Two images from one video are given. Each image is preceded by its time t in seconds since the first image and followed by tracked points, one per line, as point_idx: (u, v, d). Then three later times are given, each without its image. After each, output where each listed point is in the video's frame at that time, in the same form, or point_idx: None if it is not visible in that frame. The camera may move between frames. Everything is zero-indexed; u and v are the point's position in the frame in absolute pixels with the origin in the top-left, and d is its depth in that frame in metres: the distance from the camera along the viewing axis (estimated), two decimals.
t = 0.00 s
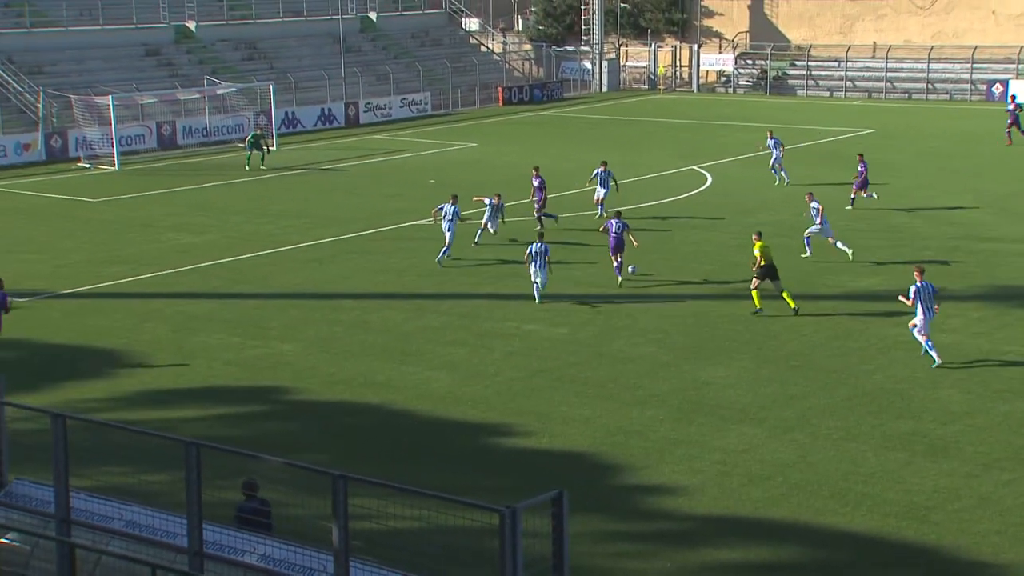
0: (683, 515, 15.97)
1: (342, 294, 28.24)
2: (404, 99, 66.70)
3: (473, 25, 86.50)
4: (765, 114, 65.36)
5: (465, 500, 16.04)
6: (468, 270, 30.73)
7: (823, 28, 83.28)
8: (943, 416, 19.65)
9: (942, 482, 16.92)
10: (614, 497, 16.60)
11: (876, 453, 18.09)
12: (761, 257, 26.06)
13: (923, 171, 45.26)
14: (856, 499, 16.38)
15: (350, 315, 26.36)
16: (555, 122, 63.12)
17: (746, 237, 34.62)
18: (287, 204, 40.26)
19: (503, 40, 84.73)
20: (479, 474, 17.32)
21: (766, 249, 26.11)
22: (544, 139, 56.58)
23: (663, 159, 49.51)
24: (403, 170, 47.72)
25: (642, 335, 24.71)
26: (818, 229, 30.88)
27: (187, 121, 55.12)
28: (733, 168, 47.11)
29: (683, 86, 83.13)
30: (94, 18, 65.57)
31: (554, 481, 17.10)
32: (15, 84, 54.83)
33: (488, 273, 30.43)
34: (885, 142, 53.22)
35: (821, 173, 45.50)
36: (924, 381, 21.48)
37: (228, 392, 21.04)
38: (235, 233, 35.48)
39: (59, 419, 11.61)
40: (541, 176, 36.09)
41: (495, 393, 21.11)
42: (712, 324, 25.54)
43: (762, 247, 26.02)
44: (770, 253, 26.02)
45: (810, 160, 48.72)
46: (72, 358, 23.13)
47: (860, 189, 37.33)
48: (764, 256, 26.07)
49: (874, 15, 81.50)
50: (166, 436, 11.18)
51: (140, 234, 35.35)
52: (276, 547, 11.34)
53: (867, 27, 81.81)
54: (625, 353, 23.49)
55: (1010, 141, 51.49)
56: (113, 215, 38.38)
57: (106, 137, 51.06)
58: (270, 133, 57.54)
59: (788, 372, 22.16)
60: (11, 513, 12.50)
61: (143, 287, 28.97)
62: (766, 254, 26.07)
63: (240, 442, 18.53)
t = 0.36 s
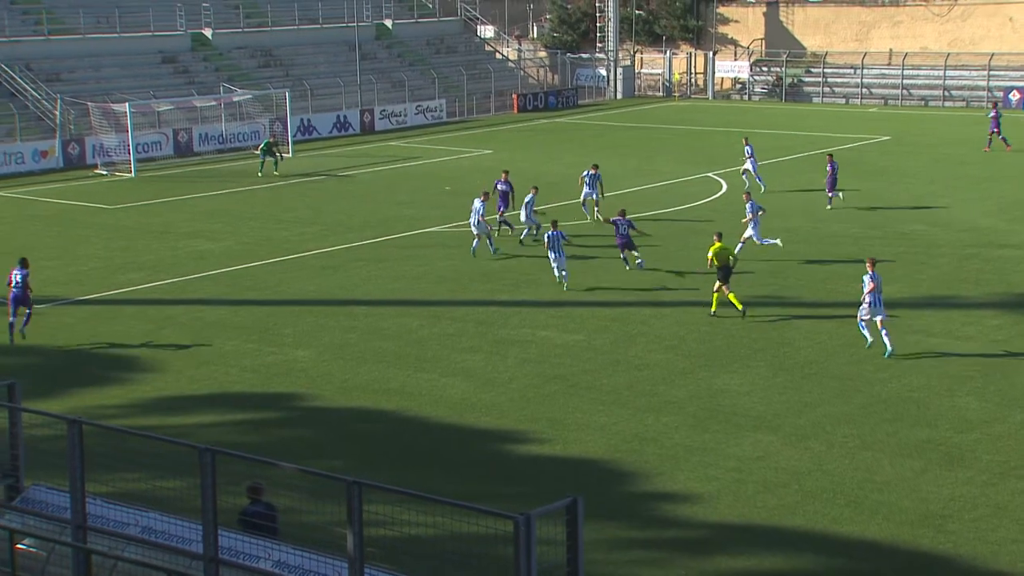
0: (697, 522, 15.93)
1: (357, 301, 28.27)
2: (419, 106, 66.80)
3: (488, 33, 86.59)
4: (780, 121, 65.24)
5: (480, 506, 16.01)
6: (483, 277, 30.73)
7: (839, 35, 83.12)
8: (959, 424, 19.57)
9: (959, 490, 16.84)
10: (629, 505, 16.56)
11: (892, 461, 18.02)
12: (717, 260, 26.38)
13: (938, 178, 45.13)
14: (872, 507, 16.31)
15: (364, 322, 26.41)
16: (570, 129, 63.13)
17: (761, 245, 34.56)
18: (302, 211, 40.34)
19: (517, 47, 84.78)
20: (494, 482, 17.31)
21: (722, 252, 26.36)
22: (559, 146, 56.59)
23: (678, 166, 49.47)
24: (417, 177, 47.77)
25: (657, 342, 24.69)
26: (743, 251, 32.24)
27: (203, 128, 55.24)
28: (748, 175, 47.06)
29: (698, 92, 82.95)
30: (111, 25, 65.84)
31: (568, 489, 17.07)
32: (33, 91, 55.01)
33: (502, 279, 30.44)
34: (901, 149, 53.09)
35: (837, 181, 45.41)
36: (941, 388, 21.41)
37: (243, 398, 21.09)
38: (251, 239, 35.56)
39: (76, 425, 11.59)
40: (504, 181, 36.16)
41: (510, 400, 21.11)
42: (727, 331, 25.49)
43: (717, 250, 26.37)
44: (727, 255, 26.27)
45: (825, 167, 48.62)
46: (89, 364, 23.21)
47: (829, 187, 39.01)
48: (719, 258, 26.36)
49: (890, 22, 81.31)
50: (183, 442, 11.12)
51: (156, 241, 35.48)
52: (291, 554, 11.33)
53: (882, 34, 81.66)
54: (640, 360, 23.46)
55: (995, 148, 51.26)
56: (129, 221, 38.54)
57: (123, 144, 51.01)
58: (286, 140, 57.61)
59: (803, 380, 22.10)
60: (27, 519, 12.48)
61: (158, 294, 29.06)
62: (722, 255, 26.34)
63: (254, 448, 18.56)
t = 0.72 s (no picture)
0: (718, 528, 15.87)
1: (378, 305, 28.34)
2: (439, 111, 66.92)
3: (508, 38, 86.76)
4: (801, 126, 65.08)
5: (500, 511, 16.02)
6: (503, 281, 30.76)
7: (860, 39, 82.81)
8: (981, 430, 19.46)
9: (981, 497, 16.74)
10: (650, 509, 16.53)
11: (914, 467, 17.93)
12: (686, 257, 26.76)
13: (960, 183, 44.93)
14: (895, 513, 16.22)
15: (384, 326, 26.47)
16: (590, 134, 63.11)
17: (782, 250, 34.46)
18: (323, 215, 40.48)
19: (538, 52, 84.87)
20: (514, 486, 17.31)
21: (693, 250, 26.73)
22: (579, 151, 56.58)
23: (698, 171, 49.39)
24: (438, 182, 47.84)
25: (677, 347, 24.64)
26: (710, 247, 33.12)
27: (224, 133, 55.48)
28: (769, 180, 46.94)
29: (718, 97, 82.79)
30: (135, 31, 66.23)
31: (588, 494, 17.04)
32: (57, 97, 55.35)
33: (522, 284, 30.45)
34: (922, 154, 52.88)
35: (859, 185, 45.24)
36: (963, 394, 21.29)
37: (264, 402, 21.16)
38: (272, 244, 35.70)
39: (98, 428, 11.63)
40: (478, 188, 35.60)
41: (530, 405, 21.10)
42: (748, 337, 25.42)
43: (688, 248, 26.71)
44: (697, 254, 26.72)
45: (847, 172, 48.46)
46: (111, 368, 23.35)
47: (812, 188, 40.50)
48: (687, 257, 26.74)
49: (913, 27, 81.00)
50: (201, 445, 11.13)
51: (178, 245, 35.66)
52: (312, 558, 11.38)
53: (904, 39, 81.33)
54: (660, 365, 23.42)
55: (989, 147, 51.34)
56: (152, 225, 38.75)
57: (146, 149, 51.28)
58: (307, 145, 57.82)
59: (824, 385, 22.01)
60: (50, 522, 12.54)
61: (180, 297, 29.20)
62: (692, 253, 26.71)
63: (275, 452, 18.64)
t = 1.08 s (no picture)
0: (754, 537, 15.78)
1: (413, 311, 28.42)
2: (474, 117, 67.06)
3: (544, 44, 86.76)
4: (839, 132, 64.69)
5: (535, 518, 16.00)
6: (538, 288, 30.77)
7: (899, 45, 82.24)
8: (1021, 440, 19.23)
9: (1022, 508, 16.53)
10: (686, 518, 16.46)
11: (953, 477, 17.75)
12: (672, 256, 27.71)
13: (1001, 190, 44.49)
14: (933, 523, 16.08)
15: (420, 332, 26.53)
16: (626, 140, 63.01)
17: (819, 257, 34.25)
18: (358, 221, 40.63)
19: (573, 59, 84.88)
20: (547, 493, 17.29)
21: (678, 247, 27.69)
22: (614, 157, 56.50)
23: (735, 178, 49.20)
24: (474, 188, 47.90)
25: (713, 355, 24.54)
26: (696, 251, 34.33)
27: (262, 139, 55.84)
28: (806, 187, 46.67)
29: (755, 104, 82.42)
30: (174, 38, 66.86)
31: (623, 501, 17.00)
32: (97, 103, 55.91)
33: (557, 290, 30.44)
34: (962, 160, 52.44)
35: (896, 192, 44.92)
36: (1003, 404, 21.05)
37: (300, 407, 21.26)
38: (308, 250, 35.88)
39: (137, 432, 11.72)
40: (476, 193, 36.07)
41: (564, 412, 21.07)
42: (784, 344, 25.27)
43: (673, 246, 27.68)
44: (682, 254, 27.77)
45: (885, 179, 48.12)
46: (150, 372, 23.55)
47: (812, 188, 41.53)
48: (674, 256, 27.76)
49: (952, 33, 80.37)
50: (238, 450, 11.18)
51: (216, 250, 35.91)
52: (348, 563, 11.42)
53: (944, 45, 80.70)
54: (696, 372, 23.32)
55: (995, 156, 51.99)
56: (190, 231, 39.07)
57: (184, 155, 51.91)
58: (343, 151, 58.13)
59: (861, 394, 21.85)
60: (89, 525, 12.64)
61: (218, 303, 29.41)
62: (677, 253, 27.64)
63: (311, 457, 18.71)
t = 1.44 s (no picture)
0: (785, 543, 15.69)
1: (443, 315, 28.46)
2: (505, 121, 67.10)
3: (575, 48, 86.70)
4: (872, 137, 64.28)
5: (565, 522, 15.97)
6: (569, 292, 30.75)
7: (933, 49, 81.69)
8: None
9: None
10: (716, 523, 16.38)
11: (987, 485, 17.59)
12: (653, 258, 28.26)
13: None
14: (967, 531, 15.93)
15: (450, 336, 26.56)
16: (657, 145, 62.89)
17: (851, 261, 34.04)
18: (390, 225, 40.75)
19: (605, 63, 84.80)
20: (577, 498, 17.26)
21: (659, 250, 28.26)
22: (645, 161, 56.38)
23: (766, 182, 48.99)
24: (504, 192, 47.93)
25: (744, 360, 24.42)
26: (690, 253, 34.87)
27: (294, 143, 56.12)
28: (838, 192, 46.40)
29: (787, 108, 81.97)
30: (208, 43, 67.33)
31: (653, 506, 16.95)
32: (131, 108, 56.39)
33: (587, 294, 30.42)
34: (997, 164, 51.97)
35: (930, 197, 44.58)
36: None
37: (330, 411, 21.34)
38: (340, 253, 36.03)
39: (170, 434, 11.80)
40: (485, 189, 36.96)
41: (594, 416, 21.03)
42: (816, 350, 25.13)
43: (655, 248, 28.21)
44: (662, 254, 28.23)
45: (918, 184, 47.76)
46: (182, 375, 23.71)
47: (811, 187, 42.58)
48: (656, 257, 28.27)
49: (987, 37, 79.67)
50: (270, 452, 11.23)
51: (248, 254, 36.12)
52: (377, 566, 11.44)
53: (978, 49, 80.04)
54: (727, 377, 23.23)
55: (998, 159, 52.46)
56: (223, 235, 39.32)
57: (216, 159, 52.07)
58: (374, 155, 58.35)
59: (893, 400, 21.69)
60: (122, 526, 12.75)
61: (250, 306, 29.57)
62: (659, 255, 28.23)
63: (341, 460, 18.77)
